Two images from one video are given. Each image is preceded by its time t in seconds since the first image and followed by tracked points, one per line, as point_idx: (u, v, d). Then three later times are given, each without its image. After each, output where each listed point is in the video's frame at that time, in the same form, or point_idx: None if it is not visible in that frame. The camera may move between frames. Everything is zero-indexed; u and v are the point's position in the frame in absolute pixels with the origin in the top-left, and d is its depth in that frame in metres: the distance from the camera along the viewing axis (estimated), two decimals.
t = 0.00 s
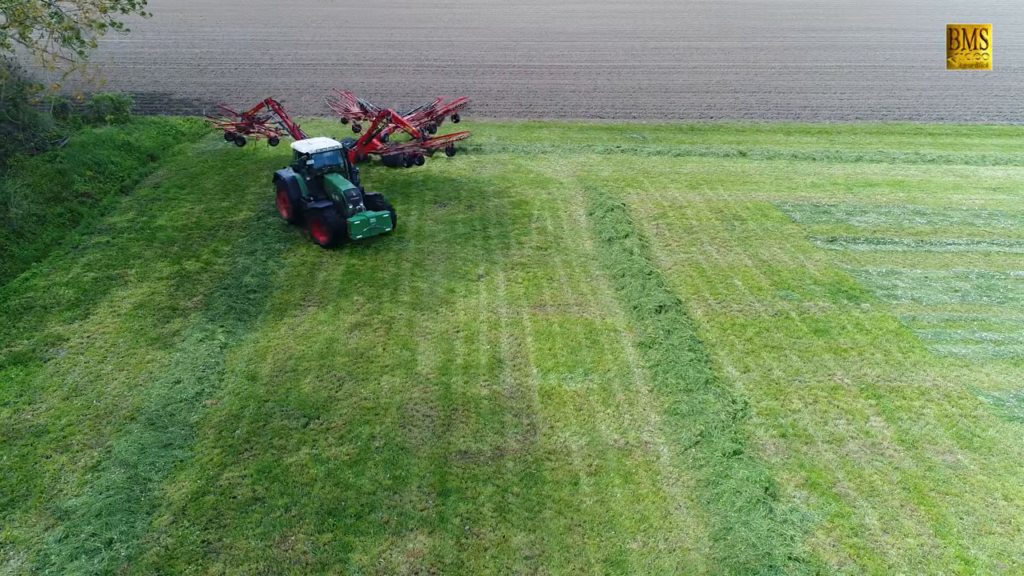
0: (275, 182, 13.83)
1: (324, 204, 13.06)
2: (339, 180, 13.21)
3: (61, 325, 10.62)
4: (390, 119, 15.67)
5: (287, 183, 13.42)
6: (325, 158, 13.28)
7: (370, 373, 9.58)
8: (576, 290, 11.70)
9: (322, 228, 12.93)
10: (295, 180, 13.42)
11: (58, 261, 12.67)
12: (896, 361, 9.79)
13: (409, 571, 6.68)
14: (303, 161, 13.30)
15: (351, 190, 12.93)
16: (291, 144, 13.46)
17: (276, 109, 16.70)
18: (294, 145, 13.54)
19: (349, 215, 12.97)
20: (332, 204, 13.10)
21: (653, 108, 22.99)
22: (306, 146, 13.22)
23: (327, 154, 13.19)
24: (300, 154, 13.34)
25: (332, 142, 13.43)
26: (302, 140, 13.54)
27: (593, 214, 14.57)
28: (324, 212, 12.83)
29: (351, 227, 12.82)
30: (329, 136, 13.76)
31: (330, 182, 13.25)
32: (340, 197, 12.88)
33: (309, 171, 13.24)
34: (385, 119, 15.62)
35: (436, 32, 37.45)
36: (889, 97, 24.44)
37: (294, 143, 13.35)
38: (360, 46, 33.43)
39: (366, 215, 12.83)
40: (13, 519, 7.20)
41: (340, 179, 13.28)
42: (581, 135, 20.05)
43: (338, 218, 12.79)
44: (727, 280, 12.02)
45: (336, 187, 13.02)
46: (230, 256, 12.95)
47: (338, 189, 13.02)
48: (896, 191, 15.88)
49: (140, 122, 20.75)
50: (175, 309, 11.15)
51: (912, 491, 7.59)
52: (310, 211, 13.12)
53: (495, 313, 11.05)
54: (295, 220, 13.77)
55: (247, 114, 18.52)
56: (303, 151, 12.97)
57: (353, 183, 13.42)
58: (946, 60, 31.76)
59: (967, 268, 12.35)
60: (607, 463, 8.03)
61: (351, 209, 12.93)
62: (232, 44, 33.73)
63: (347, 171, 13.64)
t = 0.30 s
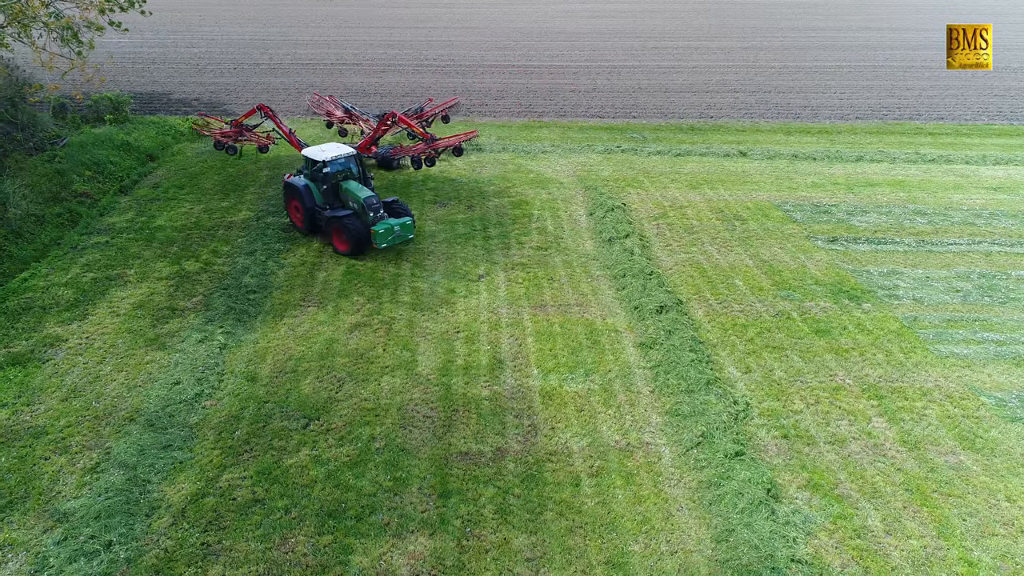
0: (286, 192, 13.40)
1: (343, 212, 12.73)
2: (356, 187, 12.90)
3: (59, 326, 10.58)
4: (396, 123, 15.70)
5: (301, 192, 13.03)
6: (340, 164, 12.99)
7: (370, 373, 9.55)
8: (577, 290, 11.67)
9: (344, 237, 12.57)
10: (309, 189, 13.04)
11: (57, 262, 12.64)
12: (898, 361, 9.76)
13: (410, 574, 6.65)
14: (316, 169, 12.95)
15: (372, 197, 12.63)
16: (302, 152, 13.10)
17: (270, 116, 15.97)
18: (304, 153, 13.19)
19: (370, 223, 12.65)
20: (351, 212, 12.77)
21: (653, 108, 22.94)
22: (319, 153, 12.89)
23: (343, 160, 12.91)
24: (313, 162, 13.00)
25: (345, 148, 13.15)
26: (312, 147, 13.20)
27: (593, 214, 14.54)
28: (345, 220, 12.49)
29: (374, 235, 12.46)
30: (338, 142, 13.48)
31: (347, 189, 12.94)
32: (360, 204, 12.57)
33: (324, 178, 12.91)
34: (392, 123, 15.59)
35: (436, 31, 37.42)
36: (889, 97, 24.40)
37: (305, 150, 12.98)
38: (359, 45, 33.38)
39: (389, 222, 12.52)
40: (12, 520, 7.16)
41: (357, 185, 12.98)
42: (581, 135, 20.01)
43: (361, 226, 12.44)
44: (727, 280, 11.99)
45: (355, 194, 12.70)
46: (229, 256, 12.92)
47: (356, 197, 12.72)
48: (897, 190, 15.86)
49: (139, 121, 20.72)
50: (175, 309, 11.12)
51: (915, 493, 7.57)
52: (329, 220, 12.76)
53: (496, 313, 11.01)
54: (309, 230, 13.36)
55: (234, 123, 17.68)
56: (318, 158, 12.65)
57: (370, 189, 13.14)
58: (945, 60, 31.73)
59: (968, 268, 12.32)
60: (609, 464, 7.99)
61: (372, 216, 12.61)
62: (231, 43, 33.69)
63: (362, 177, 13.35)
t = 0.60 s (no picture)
0: (300, 201, 13.06)
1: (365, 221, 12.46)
2: (375, 194, 12.68)
3: (54, 328, 10.49)
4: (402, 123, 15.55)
5: (317, 201, 12.72)
6: (357, 171, 12.78)
7: (367, 375, 9.47)
8: (576, 291, 11.60)
9: (367, 245, 12.29)
10: (325, 197, 12.74)
11: (52, 263, 12.55)
12: (899, 363, 9.68)
13: None
14: (333, 177, 12.68)
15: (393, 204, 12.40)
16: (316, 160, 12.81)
17: (261, 123, 15.13)
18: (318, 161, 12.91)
19: (393, 230, 12.41)
20: (372, 219, 12.52)
21: (652, 108, 22.86)
22: (334, 160, 12.61)
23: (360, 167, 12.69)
24: (329, 170, 12.72)
25: (360, 154, 12.93)
26: (325, 154, 12.91)
27: (592, 214, 14.46)
28: (368, 229, 12.24)
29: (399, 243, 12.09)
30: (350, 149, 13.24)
31: (366, 196, 12.70)
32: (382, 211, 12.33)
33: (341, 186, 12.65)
34: (399, 122, 15.38)
35: (434, 31, 37.35)
36: (889, 97, 24.34)
37: (320, 157, 12.69)
38: (358, 45, 33.29)
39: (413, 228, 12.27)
40: (3, 526, 7.07)
41: (376, 193, 12.76)
42: (580, 135, 19.92)
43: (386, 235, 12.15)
44: (727, 281, 11.92)
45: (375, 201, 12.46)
46: (226, 256, 12.83)
47: (377, 204, 12.49)
48: (897, 191, 15.78)
49: (136, 121, 20.63)
50: (170, 311, 11.04)
51: (917, 496, 7.49)
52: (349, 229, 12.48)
53: (494, 314, 10.93)
54: (326, 240, 13.02)
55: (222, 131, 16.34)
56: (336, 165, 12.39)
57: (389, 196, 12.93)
58: (945, 59, 31.66)
59: (969, 268, 12.26)
60: (608, 468, 7.92)
61: (395, 223, 12.38)
62: (229, 43, 33.59)
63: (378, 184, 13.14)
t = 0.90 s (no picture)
0: (313, 210, 12.58)
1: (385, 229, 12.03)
2: (393, 201, 12.28)
3: (44, 331, 10.37)
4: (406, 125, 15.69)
5: (332, 210, 12.26)
6: (373, 178, 12.33)
7: (360, 380, 9.36)
8: (572, 293, 11.49)
9: (388, 254, 11.92)
10: (341, 206, 12.29)
11: (44, 265, 12.42)
12: (898, 366, 9.58)
13: None
14: (348, 184, 12.22)
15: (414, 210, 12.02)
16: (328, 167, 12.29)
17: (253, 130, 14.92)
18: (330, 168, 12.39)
19: (414, 238, 12.04)
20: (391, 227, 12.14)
21: (649, 108, 22.74)
22: (350, 166, 12.10)
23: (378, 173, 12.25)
24: (344, 177, 12.23)
25: (375, 160, 12.46)
26: (337, 161, 12.38)
27: (589, 215, 14.36)
28: (390, 237, 11.82)
29: (424, 251, 11.74)
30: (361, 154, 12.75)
31: (383, 203, 12.29)
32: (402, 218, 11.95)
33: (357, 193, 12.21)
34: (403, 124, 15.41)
35: (432, 31, 37.25)
36: (887, 97, 24.25)
37: (333, 164, 12.18)
38: (355, 45, 33.18)
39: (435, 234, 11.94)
40: None
41: (394, 199, 12.36)
42: (577, 135, 19.82)
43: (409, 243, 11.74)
44: (725, 283, 11.81)
45: (395, 208, 12.07)
46: (219, 258, 12.71)
47: (396, 211, 12.09)
48: (896, 192, 15.68)
49: (130, 122, 20.52)
50: (162, 314, 10.93)
51: (916, 503, 7.39)
52: (367, 237, 12.07)
53: (489, 317, 10.82)
54: (340, 249, 12.60)
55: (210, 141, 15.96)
56: (353, 171, 11.90)
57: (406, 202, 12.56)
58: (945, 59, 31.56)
59: (968, 270, 12.16)
60: (603, 474, 7.82)
61: (416, 230, 12.02)
62: (225, 43, 33.47)
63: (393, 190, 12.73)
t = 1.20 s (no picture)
0: (322, 221, 12.12)
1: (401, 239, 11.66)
2: (407, 210, 11.91)
3: (23, 337, 10.16)
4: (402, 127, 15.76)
5: (344, 221, 11.83)
6: (385, 186, 11.93)
7: (345, 387, 9.17)
8: (562, 297, 11.31)
9: (406, 264, 11.56)
10: (353, 216, 11.87)
11: (27, 269, 12.22)
12: (893, 372, 9.41)
13: None
14: (360, 194, 11.80)
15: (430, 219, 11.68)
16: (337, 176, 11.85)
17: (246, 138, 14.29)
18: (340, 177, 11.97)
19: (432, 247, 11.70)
20: (407, 236, 11.79)
21: (644, 109, 22.57)
22: (361, 176, 11.76)
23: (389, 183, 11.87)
24: (355, 187, 11.81)
25: (385, 167, 12.12)
26: (346, 169, 12.01)
27: (581, 217, 14.17)
28: (408, 248, 11.46)
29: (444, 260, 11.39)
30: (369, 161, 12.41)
31: (397, 212, 11.90)
32: (419, 227, 11.60)
33: (369, 203, 11.80)
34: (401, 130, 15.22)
35: (428, 31, 37.09)
36: (884, 97, 24.11)
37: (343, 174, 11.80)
38: (350, 45, 32.98)
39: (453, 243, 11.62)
40: None
41: (407, 208, 11.99)
42: (571, 136, 19.64)
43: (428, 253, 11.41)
44: (718, 286, 11.64)
45: (410, 217, 11.71)
46: (205, 261, 12.51)
47: (412, 220, 11.73)
48: (892, 193, 15.51)
49: (120, 123, 20.32)
50: (145, 319, 10.73)
51: (910, 513, 7.23)
52: (383, 248, 11.70)
53: (478, 322, 10.63)
54: (353, 260, 12.18)
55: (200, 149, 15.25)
56: (366, 182, 11.58)
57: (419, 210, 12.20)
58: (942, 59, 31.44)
59: (964, 273, 11.99)
60: (591, 484, 7.65)
61: (434, 239, 11.69)
62: (219, 43, 33.28)
63: (405, 198, 12.35)
